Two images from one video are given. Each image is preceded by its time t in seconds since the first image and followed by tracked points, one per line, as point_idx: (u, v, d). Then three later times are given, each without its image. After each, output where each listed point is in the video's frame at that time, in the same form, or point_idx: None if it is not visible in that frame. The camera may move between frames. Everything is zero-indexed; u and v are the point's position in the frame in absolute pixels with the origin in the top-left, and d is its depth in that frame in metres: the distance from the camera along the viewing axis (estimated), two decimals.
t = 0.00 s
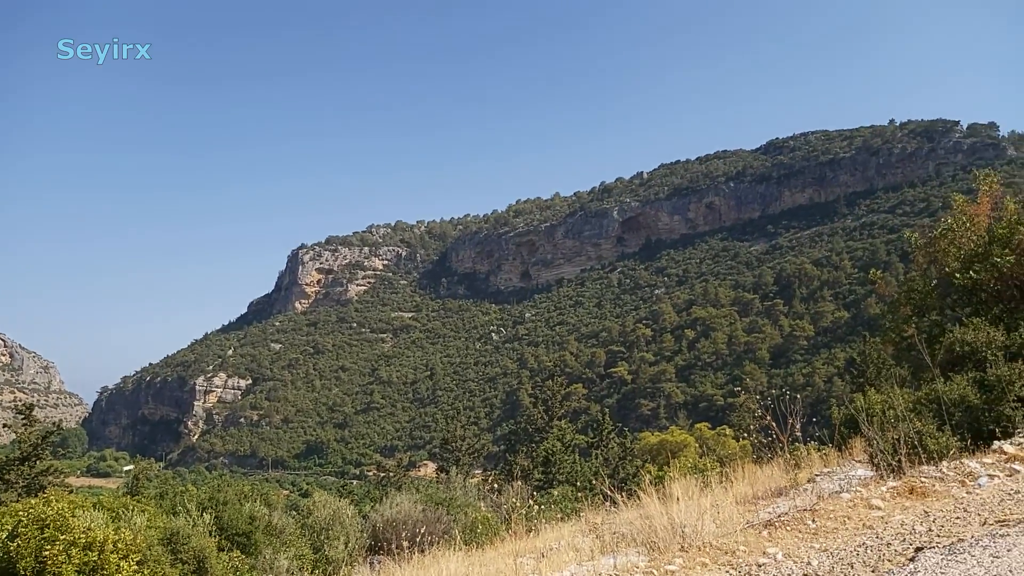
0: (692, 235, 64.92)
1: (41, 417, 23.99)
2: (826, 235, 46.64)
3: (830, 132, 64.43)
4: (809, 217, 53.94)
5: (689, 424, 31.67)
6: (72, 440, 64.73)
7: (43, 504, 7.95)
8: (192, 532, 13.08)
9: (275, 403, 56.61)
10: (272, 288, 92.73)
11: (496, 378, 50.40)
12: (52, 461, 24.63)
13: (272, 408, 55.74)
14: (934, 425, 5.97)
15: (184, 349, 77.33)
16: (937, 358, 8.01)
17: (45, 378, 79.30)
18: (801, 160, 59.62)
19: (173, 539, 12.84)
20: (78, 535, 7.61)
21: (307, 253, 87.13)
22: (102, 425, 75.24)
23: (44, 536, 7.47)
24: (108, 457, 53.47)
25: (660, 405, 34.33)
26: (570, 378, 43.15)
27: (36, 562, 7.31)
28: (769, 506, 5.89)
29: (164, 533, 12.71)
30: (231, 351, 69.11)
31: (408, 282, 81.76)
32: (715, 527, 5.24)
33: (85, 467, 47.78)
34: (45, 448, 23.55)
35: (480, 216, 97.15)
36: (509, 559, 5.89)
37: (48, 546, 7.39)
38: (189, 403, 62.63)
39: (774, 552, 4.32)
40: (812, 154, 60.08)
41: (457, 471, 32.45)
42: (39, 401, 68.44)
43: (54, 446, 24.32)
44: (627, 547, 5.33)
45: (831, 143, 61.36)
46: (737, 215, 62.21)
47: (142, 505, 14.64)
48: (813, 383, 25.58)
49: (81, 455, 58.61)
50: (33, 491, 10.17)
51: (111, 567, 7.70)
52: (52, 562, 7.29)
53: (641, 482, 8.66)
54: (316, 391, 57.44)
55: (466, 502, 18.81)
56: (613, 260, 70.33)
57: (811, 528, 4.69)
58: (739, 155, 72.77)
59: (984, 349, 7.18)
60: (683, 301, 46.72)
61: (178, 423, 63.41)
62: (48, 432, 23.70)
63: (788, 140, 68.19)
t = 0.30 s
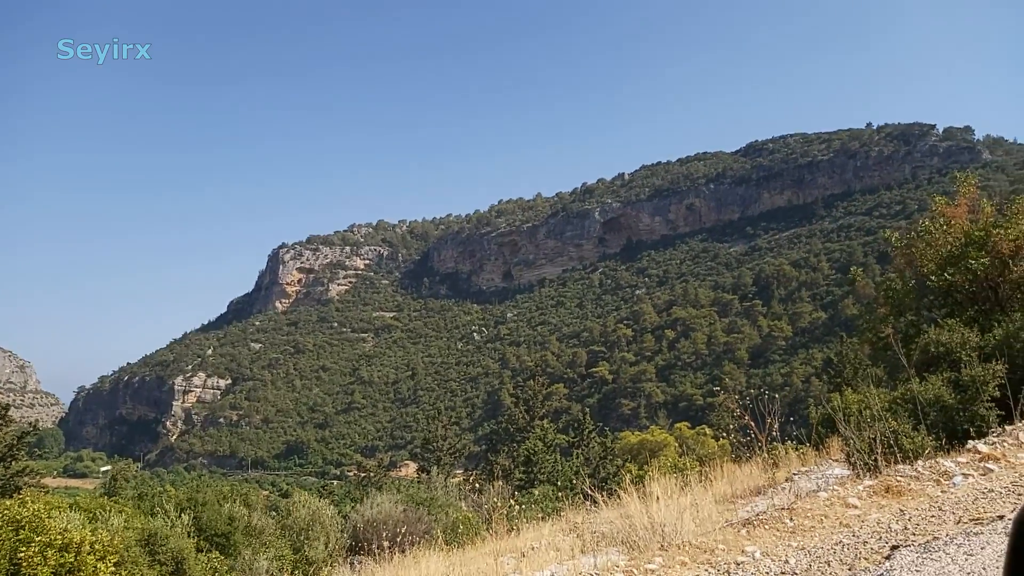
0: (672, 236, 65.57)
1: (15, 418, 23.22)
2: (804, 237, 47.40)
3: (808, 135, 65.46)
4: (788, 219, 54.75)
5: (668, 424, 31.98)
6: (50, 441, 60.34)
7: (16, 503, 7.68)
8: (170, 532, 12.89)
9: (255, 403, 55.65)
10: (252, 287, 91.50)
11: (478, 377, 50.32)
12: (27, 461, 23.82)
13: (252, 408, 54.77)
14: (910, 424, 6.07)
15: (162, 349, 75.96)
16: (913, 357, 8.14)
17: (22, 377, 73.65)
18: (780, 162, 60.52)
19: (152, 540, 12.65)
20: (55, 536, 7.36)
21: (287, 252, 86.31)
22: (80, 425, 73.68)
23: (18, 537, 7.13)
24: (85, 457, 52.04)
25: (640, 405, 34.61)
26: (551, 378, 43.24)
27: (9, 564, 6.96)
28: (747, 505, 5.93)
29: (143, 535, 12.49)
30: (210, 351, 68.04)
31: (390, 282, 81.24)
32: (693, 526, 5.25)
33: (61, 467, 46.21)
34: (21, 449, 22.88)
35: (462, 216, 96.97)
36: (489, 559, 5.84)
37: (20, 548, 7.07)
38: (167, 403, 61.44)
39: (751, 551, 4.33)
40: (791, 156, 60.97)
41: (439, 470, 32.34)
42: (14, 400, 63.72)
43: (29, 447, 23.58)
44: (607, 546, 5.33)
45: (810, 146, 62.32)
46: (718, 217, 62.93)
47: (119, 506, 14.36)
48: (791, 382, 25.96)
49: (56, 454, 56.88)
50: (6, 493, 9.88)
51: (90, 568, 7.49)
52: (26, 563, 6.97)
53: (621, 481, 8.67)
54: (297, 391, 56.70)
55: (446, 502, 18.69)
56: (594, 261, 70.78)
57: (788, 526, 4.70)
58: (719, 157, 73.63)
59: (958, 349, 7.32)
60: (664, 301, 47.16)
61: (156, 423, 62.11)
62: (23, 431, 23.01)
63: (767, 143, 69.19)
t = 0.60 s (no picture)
0: (656, 236, 66.03)
1: None
2: (786, 238, 48.00)
3: (789, 137, 66.28)
4: (771, 221, 55.36)
5: (651, 423, 32.21)
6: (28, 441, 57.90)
7: None
8: (150, 534, 12.66)
9: (237, 403, 54.70)
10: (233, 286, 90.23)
11: (462, 377, 50.19)
12: (2, 460, 23.07)
13: (234, 407, 53.88)
14: (890, 424, 6.15)
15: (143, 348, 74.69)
16: (893, 358, 8.25)
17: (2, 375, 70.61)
18: (763, 164, 61.24)
19: (131, 542, 12.47)
20: (33, 536, 7.16)
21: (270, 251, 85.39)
22: (58, 425, 72.10)
23: None
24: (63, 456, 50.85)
25: (624, 405, 34.78)
26: (535, 378, 43.27)
27: None
28: (728, 504, 5.96)
29: (121, 536, 12.27)
30: (190, 350, 66.95)
31: (373, 281, 80.62)
32: (675, 525, 5.24)
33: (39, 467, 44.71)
34: None
35: (446, 215, 96.67)
36: (472, 559, 5.80)
37: None
38: (148, 403, 60.31)
39: (732, 550, 4.33)
40: (774, 158, 61.69)
41: (422, 470, 32.15)
42: None
43: (4, 446, 22.81)
44: (590, 546, 5.30)
45: (792, 148, 63.05)
46: (700, 218, 63.49)
47: (97, 507, 14.01)
48: (773, 382, 26.24)
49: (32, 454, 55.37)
50: None
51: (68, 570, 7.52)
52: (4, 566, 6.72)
53: (604, 481, 8.67)
54: (279, 391, 55.97)
55: (429, 502, 18.55)
56: (578, 261, 71.01)
57: (769, 525, 4.70)
58: (702, 159, 74.28)
59: (936, 350, 7.43)
60: (647, 301, 47.47)
61: (136, 423, 60.91)
62: None
63: (750, 144, 69.92)
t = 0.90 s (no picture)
0: (642, 237, 66.43)
1: None
2: (770, 239, 48.50)
3: (774, 138, 66.95)
4: (756, 221, 55.82)
5: (636, 424, 32.35)
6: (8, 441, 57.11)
7: None
8: (133, 535, 12.39)
9: (220, 403, 53.81)
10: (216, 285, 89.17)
11: (447, 377, 50.05)
12: None
13: (217, 407, 53.03)
14: (872, 424, 6.22)
15: (125, 348, 73.45)
16: (875, 359, 8.34)
17: None
18: (748, 165, 61.96)
19: (113, 543, 12.15)
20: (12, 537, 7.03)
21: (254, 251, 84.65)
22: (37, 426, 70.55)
23: None
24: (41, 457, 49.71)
25: (609, 405, 34.88)
26: (521, 378, 43.28)
27: None
28: (713, 504, 5.96)
29: (102, 537, 11.99)
30: (174, 350, 65.94)
31: (358, 281, 80.04)
32: (660, 525, 5.24)
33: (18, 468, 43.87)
34: None
35: (432, 215, 96.42)
36: (457, 559, 5.77)
37: None
38: (130, 404, 59.23)
39: (716, 549, 4.33)
40: (759, 160, 62.27)
41: (407, 471, 31.97)
42: None
43: None
44: (575, 546, 5.28)
45: (777, 149, 63.68)
46: (686, 219, 64.00)
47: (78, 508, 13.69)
48: (757, 382, 26.44)
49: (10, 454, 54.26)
50: None
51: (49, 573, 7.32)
52: None
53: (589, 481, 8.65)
54: (263, 391, 55.31)
55: (414, 503, 18.36)
56: (565, 261, 71.16)
57: (754, 525, 4.71)
58: (688, 160, 74.85)
59: (919, 350, 7.53)
60: (633, 302, 47.75)
61: (119, 423, 59.69)
62: None
63: (735, 146, 70.60)
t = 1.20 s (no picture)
0: (629, 237, 66.80)
1: None
2: (758, 238, 48.92)
3: (761, 140, 67.54)
4: (744, 221, 56.21)
5: (623, 423, 32.51)
6: None
7: None
8: (118, 535, 12.23)
9: (206, 403, 53.18)
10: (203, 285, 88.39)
11: (435, 377, 49.94)
12: None
13: (203, 407, 52.42)
14: (858, 423, 6.27)
15: (111, 347, 72.59)
16: (860, 359, 8.41)
17: None
18: (736, 166, 62.63)
19: (98, 543, 11.99)
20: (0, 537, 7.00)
21: (240, 250, 84.12)
22: (20, 425, 69.18)
23: None
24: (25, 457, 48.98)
25: (597, 404, 34.98)
26: (509, 377, 43.31)
27: None
28: (699, 503, 5.97)
29: (88, 537, 11.79)
30: (159, 350, 65.12)
31: (345, 280, 79.52)
32: (647, 525, 5.24)
33: None
34: None
35: (421, 215, 96.22)
36: (445, 558, 5.75)
37: None
38: (114, 403, 58.34)
39: (703, 548, 4.32)
40: (745, 161, 62.80)
41: (393, 471, 31.85)
42: None
43: None
44: (563, 545, 5.27)
45: (764, 150, 64.19)
46: (673, 219, 64.42)
47: (62, 508, 13.52)
48: (744, 382, 26.61)
49: None
50: None
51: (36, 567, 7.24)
52: None
53: (576, 480, 8.64)
54: (249, 391, 54.70)
55: (403, 504, 18.24)
56: (553, 262, 71.39)
57: (740, 524, 4.71)
58: (675, 161, 75.31)
59: (903, 350, 7.61)
60: (620, 301, 47.97)
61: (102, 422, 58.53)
62: None
63: (722, 147, 71.20)
